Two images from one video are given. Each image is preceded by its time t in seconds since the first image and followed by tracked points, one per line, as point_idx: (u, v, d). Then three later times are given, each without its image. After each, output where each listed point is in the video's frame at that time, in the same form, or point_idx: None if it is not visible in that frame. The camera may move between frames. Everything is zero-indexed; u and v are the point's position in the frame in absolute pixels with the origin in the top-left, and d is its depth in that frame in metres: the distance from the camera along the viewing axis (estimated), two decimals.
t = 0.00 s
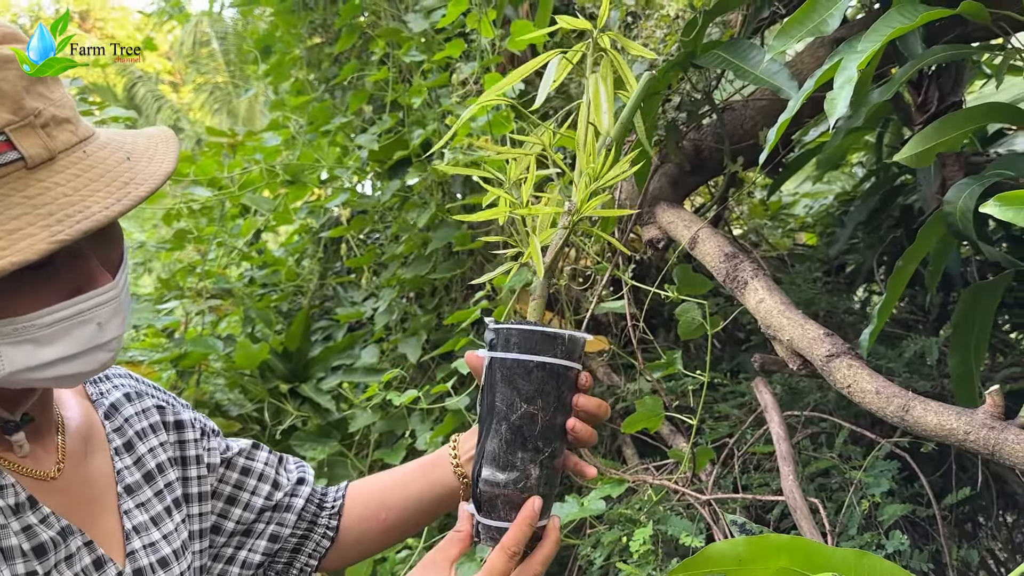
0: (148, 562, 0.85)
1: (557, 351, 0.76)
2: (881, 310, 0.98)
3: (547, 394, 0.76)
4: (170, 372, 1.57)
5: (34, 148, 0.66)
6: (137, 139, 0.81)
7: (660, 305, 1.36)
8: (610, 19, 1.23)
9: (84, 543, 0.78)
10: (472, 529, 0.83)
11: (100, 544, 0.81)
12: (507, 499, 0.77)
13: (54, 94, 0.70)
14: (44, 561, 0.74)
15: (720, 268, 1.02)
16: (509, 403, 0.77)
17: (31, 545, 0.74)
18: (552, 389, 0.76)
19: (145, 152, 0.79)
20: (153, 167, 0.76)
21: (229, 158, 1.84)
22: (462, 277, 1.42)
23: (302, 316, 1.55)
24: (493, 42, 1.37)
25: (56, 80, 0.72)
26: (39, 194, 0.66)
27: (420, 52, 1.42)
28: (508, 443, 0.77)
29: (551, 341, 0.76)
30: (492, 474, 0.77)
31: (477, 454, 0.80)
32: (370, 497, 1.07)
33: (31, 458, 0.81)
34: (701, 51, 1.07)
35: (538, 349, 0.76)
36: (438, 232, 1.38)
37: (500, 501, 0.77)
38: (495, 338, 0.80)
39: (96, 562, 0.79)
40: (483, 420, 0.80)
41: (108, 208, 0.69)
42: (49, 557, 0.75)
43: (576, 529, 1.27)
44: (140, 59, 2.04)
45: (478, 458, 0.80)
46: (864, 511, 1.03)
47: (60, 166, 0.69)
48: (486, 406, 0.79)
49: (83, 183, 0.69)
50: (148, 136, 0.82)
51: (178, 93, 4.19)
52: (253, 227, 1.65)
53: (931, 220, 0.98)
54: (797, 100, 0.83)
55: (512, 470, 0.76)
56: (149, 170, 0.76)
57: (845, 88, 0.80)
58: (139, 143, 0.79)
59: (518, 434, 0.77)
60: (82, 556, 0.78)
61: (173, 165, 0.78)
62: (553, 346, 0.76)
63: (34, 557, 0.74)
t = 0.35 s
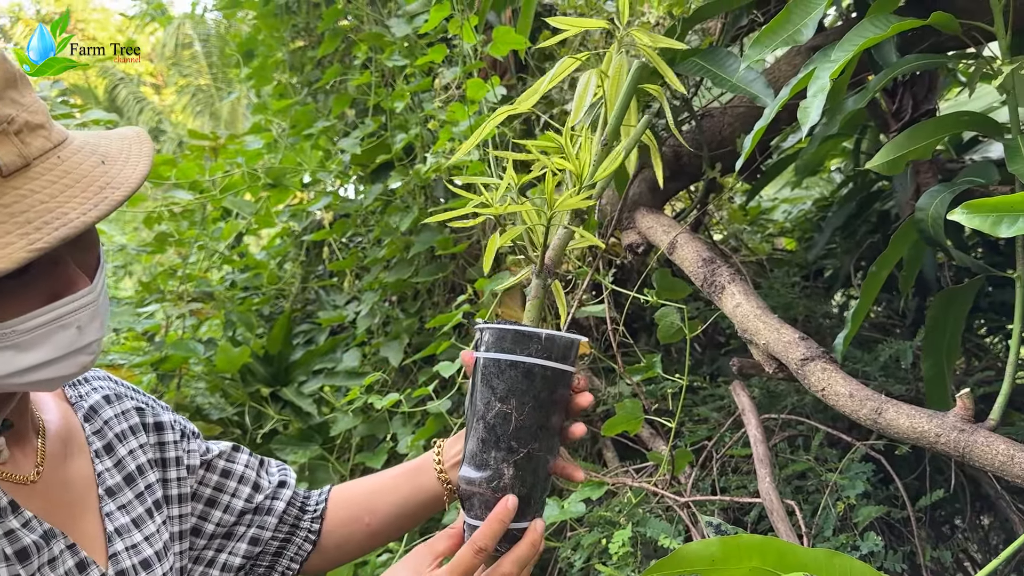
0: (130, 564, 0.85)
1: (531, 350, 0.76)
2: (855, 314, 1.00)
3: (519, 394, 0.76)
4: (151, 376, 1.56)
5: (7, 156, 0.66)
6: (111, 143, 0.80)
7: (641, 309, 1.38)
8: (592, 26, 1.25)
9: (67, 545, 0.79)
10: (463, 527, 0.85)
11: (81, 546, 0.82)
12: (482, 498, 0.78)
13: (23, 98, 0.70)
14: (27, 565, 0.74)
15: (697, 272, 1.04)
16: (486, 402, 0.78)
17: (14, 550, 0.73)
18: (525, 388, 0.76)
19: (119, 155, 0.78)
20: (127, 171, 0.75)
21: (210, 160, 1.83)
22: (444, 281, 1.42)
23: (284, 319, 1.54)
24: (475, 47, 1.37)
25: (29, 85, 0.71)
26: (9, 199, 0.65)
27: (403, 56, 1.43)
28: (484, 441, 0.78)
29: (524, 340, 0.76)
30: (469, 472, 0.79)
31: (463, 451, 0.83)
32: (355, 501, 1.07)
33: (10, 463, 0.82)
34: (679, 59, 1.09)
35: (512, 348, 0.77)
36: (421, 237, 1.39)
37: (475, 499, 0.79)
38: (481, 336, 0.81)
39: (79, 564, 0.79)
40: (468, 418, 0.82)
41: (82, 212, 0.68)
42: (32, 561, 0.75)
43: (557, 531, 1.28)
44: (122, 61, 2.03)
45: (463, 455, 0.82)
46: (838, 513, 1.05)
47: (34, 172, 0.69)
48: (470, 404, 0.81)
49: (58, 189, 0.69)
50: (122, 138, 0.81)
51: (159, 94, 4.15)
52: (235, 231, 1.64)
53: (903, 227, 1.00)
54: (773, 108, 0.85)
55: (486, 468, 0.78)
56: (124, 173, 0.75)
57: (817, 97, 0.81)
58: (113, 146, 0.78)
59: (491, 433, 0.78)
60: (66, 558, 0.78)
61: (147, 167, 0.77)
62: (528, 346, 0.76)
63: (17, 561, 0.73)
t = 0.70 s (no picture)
0: (120, 566, 0.85)
1: (522, 368, 0.76)
2: (834, 315, 1.02)
3: (510, 412, 0.76)
4: (134, 377, 1.55)
5: None
6: (99, 140, 0.79)
7: (624, 311, 1.39)
8: (576, 29, 1.26)
9: (59, 548, 0.78)
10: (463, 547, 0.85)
11: (72, 549, 0.82)
12: (477, 515, 0.79)
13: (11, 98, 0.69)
14: (21, 568, 0.73)
15: (680, 274, 1.05)
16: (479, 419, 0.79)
17: (7, 554, 0.72)
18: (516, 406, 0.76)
19: (108, 153, 0.77)
20: (116, 168, 0.75)
21: (193, 161, 1.82)
22: (429, 283, 1.42)
23: (268, 320, 1.54)
24: (461, 49, 1.38)
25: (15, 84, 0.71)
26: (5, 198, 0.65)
27: (388, 58, 1.43)
28: (479, 459, 0.78)
29: (515, 358, 0.77)
30: (465, 490, 0.80)
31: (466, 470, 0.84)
32: (343, 508, 1.06)
33: None
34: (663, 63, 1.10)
35: (504, 367, 0.77)
36: (406, 238, 1.39)
37: (472, 517, 0.79)
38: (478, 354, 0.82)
39: (71, 567, 0.79)
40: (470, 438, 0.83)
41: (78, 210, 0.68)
42: (25, 564, 0.74)
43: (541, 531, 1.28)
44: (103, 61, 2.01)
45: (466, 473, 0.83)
46: (818, 511, 1.07)
47: (26, 170, 0.68)
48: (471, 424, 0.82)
49: (50, 188, 0.68)
50: (108, 135, 0.81)
51: (140, 94, 4.11)
52: (219, 231, 1.64)
53: (882, 229, 1.02)
54: (755, 112, 0.86)
55: (479, 486, 0.78)
56: (114, 170, 0.75)
57: (797, 102, 0.83)
58: (100, 143, 0.78)
59: (485, 451, 0.78)
60: (57, 561, 0.78)
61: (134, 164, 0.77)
62: (519, 363, 0.76)
63: (11, 565, 0.73)
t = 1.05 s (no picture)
0: (106, 560, 0.85)
1: (479, 357, 0.80)
2: (813, 312, 1.03)
3: (471, 401, 0.79)
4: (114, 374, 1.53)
5: None
6: (87, 138, 0.78)
7: (607, 308, 1.40)
8: (560, 28, 1.27)
9: (44, 542, 0.78)
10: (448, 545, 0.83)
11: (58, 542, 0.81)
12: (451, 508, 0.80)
13: None
14: (6, 562, 0.73)
15: (662, 271, 1.07)
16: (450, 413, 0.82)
17: None
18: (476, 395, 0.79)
19: (95, 153, 0.76)
20: (102, 168, 0.73)
21: (174, 156, 1.81)
22: (412, 280, 1.42)
23: (250, 316, 1.53)
24: (445, 47, 1.38)
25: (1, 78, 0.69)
26: None
27: (371, 55, 1.42)
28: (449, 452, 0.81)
29: (473, 348, 0.80)
30: (439, 484, 0.81)
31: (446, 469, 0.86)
32: (331, 506, 1.06)
33: None
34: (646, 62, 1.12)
35: (464, 358, 0.81)
36: (389, 235, 1.39)
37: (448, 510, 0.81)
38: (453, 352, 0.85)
39: (57, 560, 0.78)
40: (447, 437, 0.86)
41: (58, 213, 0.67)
42: (11, 558, 0.73)
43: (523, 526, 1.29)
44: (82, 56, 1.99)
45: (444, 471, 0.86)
46: (796, 505, 1.08)
47: (7, 171, 0.67)
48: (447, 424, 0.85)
49: (30, 190, 0.67)
50: (96, 132, 0.79)
51: (120, 90, 4.06)
52: (201, 228, 1.63)
53: (860, 226, 1.04)
54: (735, 110, 0.87)
55: (448, 478, 0.80)
56: (99, 171, 0.73)
57: (776, 101, 0.84)
58: (87, 141, 0.77)
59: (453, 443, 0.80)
60: (43, 554, 0.77)
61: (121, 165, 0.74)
62: (477, 353, 0.80)
63: None
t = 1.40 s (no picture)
0: (107, 553, 0.85)
1: (491, 344, 0.80)
2: (795, 310, 1.05)
3: (481, 386, 0.80)
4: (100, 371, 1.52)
5: None
6: (89, 144, 0.76)
7: (593, 307, 1.41)
8: (548, 28, 1.28)
9: (47, 535, 0.78)
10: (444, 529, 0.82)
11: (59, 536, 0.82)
12: (452, 489, 0.79)
13: None
14: (9, 556, 0.73)
15: (647, 269, 1.08)
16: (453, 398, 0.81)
17: None
18: (486, 380, 0.80)
19: (96, 161, 0.74)
20: (104, 179, 0.72)
21: (160, 153, 1.80)
22: (400, 278, 1.43)
23: (238, 314, 1.52)
24: (433, 47, 1.38)
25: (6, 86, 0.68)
26: None
27: (360, 53, 1.42)
28: (451, 436, 0.80)
29: (484, 335, 0.81)
30: (439, 469, 0.81)
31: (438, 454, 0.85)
32: (312, 499, 1.07)
33: None
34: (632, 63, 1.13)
35: (472, 344, 0.81)
36: (377, 233, 1.39)
37: (448, 493, 0.80)
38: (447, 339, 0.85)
39: (58, 554, 0.79)
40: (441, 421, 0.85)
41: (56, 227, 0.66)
42: (14, 552, 0.73)
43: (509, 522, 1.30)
44: (68, 53, 1.97)
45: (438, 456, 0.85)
46: (779, 501, 1.10)
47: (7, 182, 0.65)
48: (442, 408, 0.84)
49: (29, 202, 0.66)
50: (100, 138, 0.78)
51: (103, 86, 4.02)
52: (188, 225, 1.62)
53: (842, 227, 1.06)
54: (720, 112, 0.89)
55: (453, 462, 0.79)
56: (100, 182, 0.71)
57: (761, 102, 0.86)
58: (90, 147, 0.75)
59: (458, 427, 0.80)
60: (45, 548, 0.77)
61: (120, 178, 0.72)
62: (488, 339, 0.81)
63: None
